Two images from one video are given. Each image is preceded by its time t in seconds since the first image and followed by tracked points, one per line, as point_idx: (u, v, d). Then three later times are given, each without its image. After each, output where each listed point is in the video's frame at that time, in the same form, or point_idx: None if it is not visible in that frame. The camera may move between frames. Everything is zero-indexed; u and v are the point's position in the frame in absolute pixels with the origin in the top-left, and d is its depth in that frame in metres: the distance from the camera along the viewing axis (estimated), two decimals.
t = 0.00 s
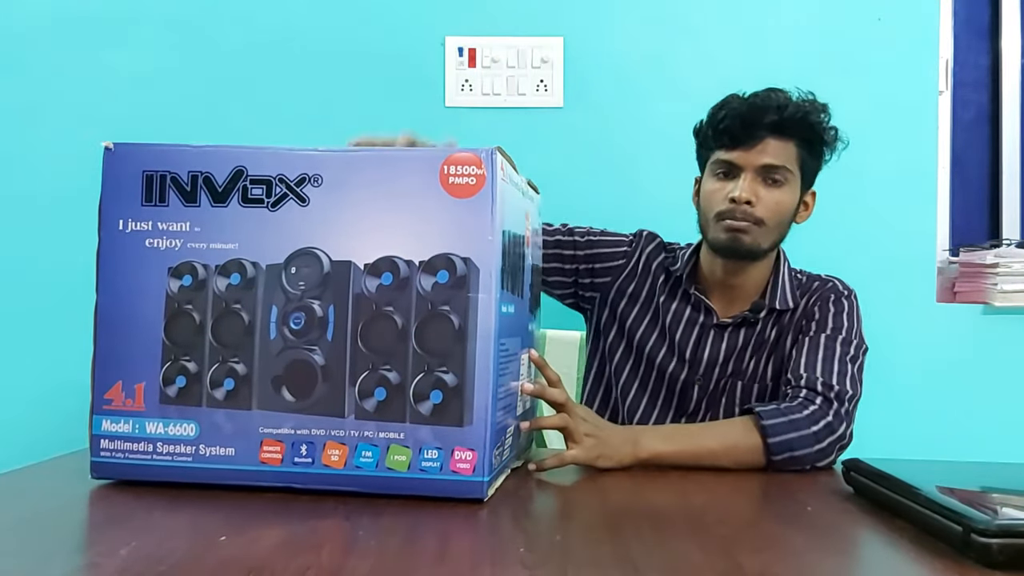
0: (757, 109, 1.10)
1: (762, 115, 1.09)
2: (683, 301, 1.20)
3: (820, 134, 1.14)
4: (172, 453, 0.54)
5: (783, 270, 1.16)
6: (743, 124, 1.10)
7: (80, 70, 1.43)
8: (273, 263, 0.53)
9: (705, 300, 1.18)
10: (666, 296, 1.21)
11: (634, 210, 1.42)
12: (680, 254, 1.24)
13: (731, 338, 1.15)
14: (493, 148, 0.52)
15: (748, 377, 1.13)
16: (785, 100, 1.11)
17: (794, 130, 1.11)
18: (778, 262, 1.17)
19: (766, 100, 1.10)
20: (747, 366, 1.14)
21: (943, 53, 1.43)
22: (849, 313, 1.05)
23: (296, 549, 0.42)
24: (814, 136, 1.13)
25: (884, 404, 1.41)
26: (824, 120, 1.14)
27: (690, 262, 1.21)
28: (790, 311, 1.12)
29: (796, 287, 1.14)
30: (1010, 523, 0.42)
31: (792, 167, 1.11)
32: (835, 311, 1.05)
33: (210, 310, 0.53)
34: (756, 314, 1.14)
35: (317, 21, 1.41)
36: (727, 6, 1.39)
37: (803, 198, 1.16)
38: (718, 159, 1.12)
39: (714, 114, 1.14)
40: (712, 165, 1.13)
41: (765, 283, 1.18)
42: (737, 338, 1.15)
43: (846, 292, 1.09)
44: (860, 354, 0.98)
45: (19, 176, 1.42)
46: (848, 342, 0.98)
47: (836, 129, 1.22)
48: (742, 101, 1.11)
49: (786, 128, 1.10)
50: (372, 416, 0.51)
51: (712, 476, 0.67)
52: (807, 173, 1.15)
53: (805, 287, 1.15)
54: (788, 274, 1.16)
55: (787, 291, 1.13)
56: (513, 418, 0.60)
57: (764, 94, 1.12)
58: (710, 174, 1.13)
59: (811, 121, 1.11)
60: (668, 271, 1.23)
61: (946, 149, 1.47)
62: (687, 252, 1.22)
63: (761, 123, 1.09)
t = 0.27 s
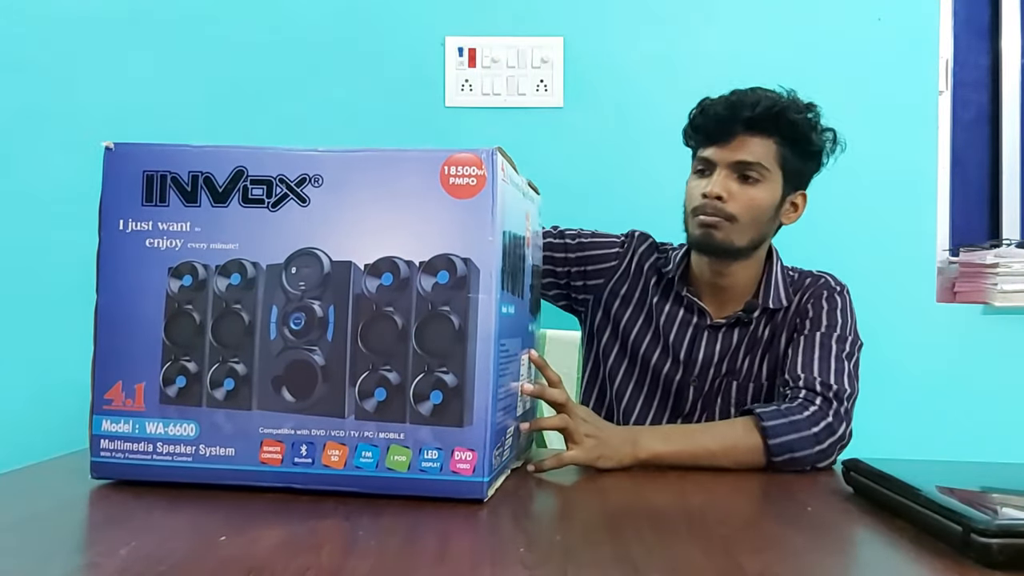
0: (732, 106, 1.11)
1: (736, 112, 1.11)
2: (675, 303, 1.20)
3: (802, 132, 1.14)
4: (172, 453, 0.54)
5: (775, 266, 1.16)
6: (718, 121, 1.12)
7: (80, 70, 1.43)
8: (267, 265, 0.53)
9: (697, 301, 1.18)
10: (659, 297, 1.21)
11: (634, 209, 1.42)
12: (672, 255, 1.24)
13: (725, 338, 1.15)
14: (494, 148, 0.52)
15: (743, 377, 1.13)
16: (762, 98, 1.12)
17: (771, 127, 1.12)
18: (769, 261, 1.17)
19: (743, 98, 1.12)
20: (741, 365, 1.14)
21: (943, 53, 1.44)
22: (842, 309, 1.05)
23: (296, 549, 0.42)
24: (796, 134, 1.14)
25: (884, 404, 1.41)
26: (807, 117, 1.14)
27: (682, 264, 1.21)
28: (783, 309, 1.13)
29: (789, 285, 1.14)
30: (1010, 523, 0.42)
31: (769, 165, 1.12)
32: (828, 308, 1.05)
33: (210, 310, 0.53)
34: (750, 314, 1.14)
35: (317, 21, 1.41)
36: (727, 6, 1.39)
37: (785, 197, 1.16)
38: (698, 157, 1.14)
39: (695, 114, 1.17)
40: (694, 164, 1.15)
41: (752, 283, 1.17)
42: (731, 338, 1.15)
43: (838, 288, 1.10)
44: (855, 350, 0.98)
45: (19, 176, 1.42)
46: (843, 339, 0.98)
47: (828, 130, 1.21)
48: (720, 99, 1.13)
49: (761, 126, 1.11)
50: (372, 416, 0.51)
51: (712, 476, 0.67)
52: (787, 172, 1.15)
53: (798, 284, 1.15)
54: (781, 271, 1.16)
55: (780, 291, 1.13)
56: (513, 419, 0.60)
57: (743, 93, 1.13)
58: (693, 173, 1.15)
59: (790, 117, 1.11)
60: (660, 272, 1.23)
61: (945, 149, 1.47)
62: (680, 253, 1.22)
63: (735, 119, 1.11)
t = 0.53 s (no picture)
0: (729, 113, 1.11)
1: (731, 119, 1.11)
2: (666, 308, 1.19)
3: (796, 144, 1.13)
4: (172, 453, 0.54)
5: (766, 270, 1.15)
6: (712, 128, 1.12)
7: (80, 71, 1.43)
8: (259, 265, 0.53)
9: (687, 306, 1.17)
10: (651, 302, 1.21)
11: (634, 209, 1.42)
12: (664, 259, 1.24)
13: (716, 342, 1.16)
14: (494, 148, 0.52)
15: (734, 379, 1.14)
16: (759, 107, 1.12)
17: (764, 138, 1.12)
18: (759, 266, 1.17)
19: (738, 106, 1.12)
20: (732, 368, 1.14)
21: (943, 53, 1.44)
22: (831, 309, 1.06)
23: (296, 549, 0.42)
24: (789, 145, 1.13)
25: (884, 404, 1.41)
26: (803, 130, 1.14)
27: (672, 269, 1.20)
28: (772, 314, 1.12)
29: (779, 288, 1.14)
30: (1010, 523, 0.42)
31: (761, 176, 1.12)
32: (817, 308, 1.06)
33: (210, 310, 0.53)
34: (740, 318, 1.14)
35: (317, 20, 1.41)
36: (727, 6, 1.39)
37: (776, 208, 1.16)
38: (693, 162, 1.14)
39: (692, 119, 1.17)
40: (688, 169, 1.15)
41: (740, 290, 1.17)
42: (722, 342, 1.15)
43: (827, 288, 1.11)
44: (846, 350, 0.99)
45: (20, 176, 1.42)
46: (835, 339, 0.99)
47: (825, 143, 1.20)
48: (718, 106, 1.13)
49: (755, 135, 1.11)
50: (372, 416, 0.51)
51: (712, 476, 0.67)
52: (779, 183, 1.14)
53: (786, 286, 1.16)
54: (772, 275, 1.15)
55: (771, 295, 1.13)
56: (512, 420, 0.60)
57: (741, 101, 1.13)
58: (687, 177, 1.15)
59: (785, 129, 1.11)
60: (651, 276, 1.23)
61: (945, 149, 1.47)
62: (670, 259, 1.22)
63: (730, 128, 1.11)
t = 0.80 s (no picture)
0: (732, 127, 1.10)
1: (735, 134, 1.10)
2: (668, 313, 1.19)
3: (800, 158, 1.13)
4: (172, 453, 0.54)
5: (766, 276, 1.16)
6: (717, 141, 1.11)
7: (81, 71, 1.43)
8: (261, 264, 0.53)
9: (688, 310, 1.18)
10: (651, 306, 1.20)
11: (634, 208, 1.42)
12: (665, 262, 1.23)
13: (716, 346, 1.15)
14: (493, 148, 0.52)
15: (734, 382, 1.14)
16: (763, 121, 1.11)
17: (768, 152, 1.11)
18: (760, 272, 1.17)
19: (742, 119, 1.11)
20: (730, 371, 1.14)
21: (943, 53, 1.44)
22: (830, 312, 1.07)
23: (296, 549, 0.42)
24: (793, 159, 1.13)
25: (884, 404, 1.41)
26: (807, 144, 1.13)
27: (675, 273, 1.19)
28: (772, 317, 1.13)
29: (779, 291, 1.15)
30: (1010, 523, 0.42)
31: (764, 190, 1.11)
32: (816, 310, 1.07)
33: (210, 311, 0.53)
34: (741, 323, 1.14)
35: (317, 20, 1.41)
36: (727, 6, 1.39)
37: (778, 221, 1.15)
38: (696, 174, 1.13)
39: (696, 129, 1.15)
40: (691, 180, 1.14)
41: (741, 300, 1.17)
42: (722, 346, 1.15)
43: (825, 291, 1.12)
44: (844, 351, 0.99)
45: (20, 176, 1.42)
46: (833, 341, 0.99)
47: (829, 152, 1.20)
48: (720, 119, 1.12)
49: (759, 150, 1.10)
50: (372, 416, 0.51)
51: (712, 476, 0.67)
52: (782, 196, 1.14)
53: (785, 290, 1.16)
54: (772, 279, 1.16)
55: (772, 299, 1.13)
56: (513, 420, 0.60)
57: (744, 113, 1.12)
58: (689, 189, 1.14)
59: (788, 144, 1.10)
60: (653, 279, 1.22)
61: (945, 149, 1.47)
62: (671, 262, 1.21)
63: (734, 143, 1.10)
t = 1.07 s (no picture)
0: (745, 130, 1.10)
1: (748, 138, 1.09)
2: (671, 315, 1.19)
3: (810, 165, 1.13)
4: (172, 453, 0.54)
5: (769, 278, 1.16)
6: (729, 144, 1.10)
7: (81, 70, 1.43)
8: (267, 265, 0.53)
9: (691, 312, 1.17)
10: (655, 307, 1.20)
11: (634, 208, 1.42)
12: (668, 264, 1.23)
13: (721, 348, 1.16)
14: (494, 148, 0.52)
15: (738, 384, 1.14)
16: (777, 126, 1.10)
17: (779, 158, 1.11)
18: (764, 276, 1.17)
19: (756, 123, 1.10)
20: (734, 372, 1.15)
21: (943, 53, 1.44)
22: (832, 311, 1.07)
23: (296, 549, 0.42)
24: (803, 166, 1.13)
25: (885, 404, 1.41)
26: (818, 152, 1.13)
27: (677, 274, 1.19)
28: (776, 318, 1.13)
29: (783, 292, 1.15)
30: (1010, 523, 0.42)
31: (772, 196, 1.11)
32: (817, 310, 1.07)
33: (210, 311, 0.53)
34: (745, 326, 1.14)
35: (317, 20, 1.41)
36: (727, 6, 1.39)
37: (784, 227, 1.15)
38: (705, 174, 1.13)
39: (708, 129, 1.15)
40: (701, 179, 1.15)
41: (744, 304, 1.17)
42: (726, 348, 1.16)
43: (827, 291, 1.11)
44: (846, 351, 0.99)
45: (20, 176, 1.42)
46: (835, 340, 0.99)
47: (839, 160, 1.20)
48: (734, 119, 1.12)
49: (770, 155, 1.10)
50: (372, 416, 0.51)
51: (712, 476, 0.67)
52: (789, 202, 1.14)
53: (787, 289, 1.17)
54: (774, 280, 1.16)
55: (776, 300, 1.13)
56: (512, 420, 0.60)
57: (758, 116, 1.11)
58: (698, 188, 1.15)
59: (800, 152, 1.10)
60: (656, 281, 1.22)
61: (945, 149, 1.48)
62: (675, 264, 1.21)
63: (746, 147, 1.09)
